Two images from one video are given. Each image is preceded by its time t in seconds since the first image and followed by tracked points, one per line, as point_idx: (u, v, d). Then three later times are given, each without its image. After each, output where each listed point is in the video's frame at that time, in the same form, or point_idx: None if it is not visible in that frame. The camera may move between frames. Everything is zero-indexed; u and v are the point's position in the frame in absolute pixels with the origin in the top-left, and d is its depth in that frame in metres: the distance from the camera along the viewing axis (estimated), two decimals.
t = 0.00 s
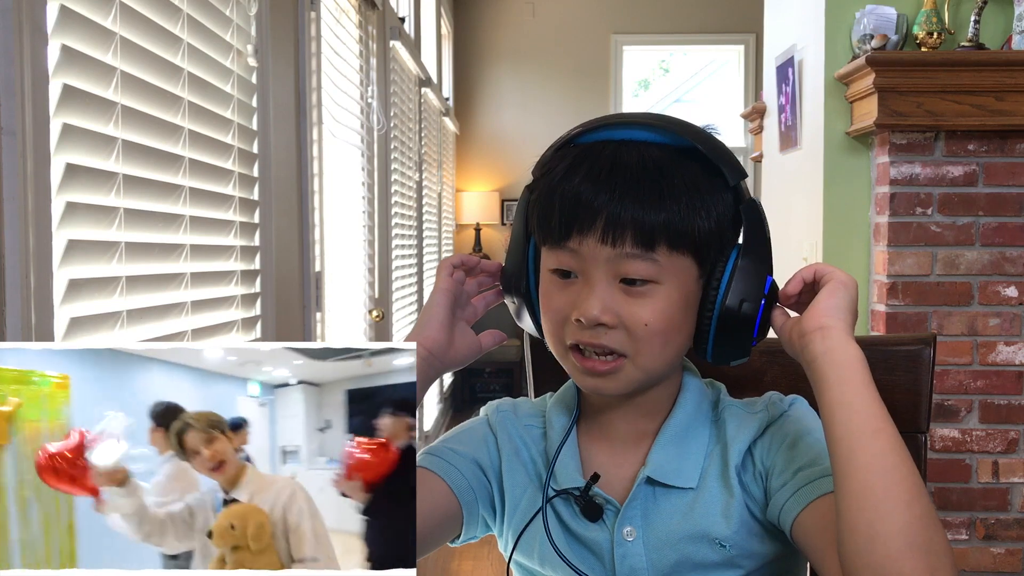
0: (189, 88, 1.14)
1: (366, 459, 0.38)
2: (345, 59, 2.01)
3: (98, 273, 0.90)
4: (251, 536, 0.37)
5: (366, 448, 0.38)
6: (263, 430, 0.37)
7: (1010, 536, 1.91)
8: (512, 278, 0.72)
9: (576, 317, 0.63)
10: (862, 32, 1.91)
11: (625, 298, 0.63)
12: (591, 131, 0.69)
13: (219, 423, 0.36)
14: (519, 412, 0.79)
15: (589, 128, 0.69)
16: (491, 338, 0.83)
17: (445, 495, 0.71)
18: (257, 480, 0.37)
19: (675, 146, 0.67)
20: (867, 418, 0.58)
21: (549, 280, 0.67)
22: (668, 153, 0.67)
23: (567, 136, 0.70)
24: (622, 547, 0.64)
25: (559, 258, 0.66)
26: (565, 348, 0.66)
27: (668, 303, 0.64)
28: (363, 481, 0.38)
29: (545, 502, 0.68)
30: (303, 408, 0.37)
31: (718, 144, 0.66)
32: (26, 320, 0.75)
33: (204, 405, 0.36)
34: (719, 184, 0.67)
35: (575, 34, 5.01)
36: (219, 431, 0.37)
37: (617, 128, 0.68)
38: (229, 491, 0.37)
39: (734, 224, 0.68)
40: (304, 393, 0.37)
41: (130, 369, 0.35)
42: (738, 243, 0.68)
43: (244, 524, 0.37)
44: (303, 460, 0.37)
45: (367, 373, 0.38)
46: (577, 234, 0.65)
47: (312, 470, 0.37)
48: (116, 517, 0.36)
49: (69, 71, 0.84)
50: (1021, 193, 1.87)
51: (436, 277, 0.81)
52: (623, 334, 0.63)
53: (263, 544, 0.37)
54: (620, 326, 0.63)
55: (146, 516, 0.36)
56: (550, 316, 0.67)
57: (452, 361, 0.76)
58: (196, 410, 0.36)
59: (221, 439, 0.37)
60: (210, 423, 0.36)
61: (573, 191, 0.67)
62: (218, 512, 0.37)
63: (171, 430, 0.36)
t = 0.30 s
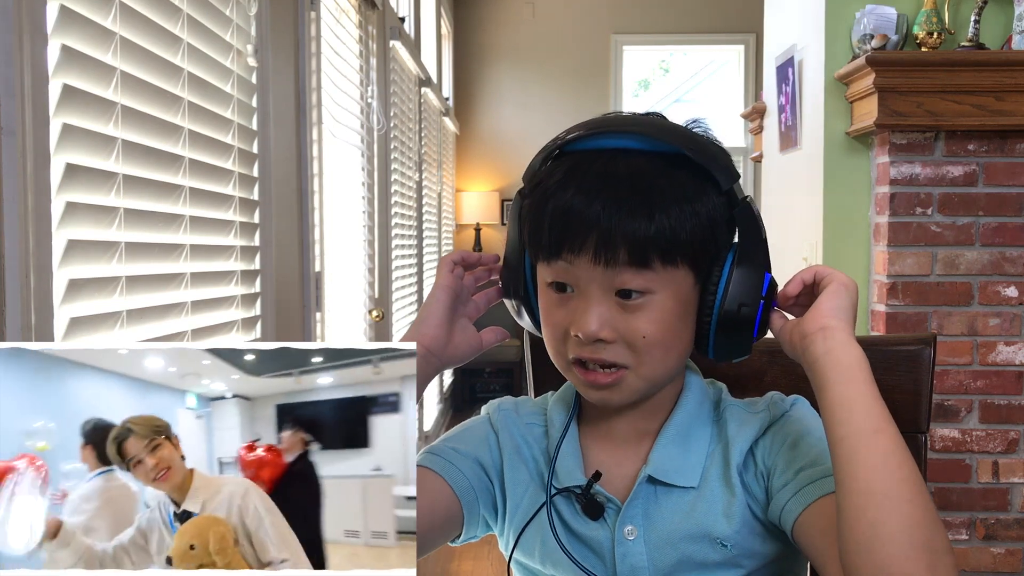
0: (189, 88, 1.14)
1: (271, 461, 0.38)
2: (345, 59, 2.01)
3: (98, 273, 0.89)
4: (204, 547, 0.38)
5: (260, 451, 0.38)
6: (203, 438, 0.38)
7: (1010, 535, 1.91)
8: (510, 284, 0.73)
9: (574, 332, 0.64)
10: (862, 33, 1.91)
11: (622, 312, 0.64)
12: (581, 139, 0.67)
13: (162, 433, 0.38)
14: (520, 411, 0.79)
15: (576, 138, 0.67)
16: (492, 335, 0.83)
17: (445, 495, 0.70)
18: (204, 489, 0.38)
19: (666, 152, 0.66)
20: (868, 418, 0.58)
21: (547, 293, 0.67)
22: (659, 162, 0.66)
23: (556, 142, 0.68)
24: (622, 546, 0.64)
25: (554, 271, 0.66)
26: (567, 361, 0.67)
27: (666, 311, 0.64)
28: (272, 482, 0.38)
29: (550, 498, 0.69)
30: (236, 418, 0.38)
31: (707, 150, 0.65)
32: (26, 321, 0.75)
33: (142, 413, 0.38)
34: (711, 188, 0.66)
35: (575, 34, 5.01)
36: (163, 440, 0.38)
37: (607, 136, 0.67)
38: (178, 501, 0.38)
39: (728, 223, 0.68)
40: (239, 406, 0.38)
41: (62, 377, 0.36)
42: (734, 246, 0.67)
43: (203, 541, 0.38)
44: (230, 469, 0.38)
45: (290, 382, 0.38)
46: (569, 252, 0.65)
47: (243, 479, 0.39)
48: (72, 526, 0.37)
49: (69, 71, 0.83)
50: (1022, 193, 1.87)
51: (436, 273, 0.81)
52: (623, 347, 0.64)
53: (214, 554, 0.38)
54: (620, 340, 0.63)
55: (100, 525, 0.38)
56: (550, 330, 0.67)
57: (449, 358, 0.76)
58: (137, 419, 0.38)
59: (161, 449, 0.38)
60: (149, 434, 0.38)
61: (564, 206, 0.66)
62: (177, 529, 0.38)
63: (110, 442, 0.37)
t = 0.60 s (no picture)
0: (189, 88, 1.14)
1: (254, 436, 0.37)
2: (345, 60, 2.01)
3: (99, 273, 0.90)
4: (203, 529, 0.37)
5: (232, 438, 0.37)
6: (207, 409, 0.37)
7: (1010, 535, 1.91)
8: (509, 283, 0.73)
9: (574, 330, 0.64)
10: (862, 32, 1.91)
11: (622, 310, 0.64)
12: (581, 138, 0.67)
13: (167, 404, 0.37)
14: (519, 412, 0.79)
15: (575, 139, 0.67)
16: (489, 333, 0.83)
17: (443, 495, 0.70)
18: (204, 468, 0.37)
19: (665, 152, 0.66)
20: (864, 418, 0.59)
21: (545, 291, 0.67)
22: (659, 161, 0.66)
23: (556, 141, 0.68)
24: (620, 547, 0.64)
25: (554, 270, 0.66)
26: (566, 358, 0.66)
27: (665, 310, 0.64)
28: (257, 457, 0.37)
29: (546, 499, 0.69)
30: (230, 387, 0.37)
31: (705, 150, 0.65)
32: (26, 320, 0.75)
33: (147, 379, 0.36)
34: (711, 188, 0.66)
35: (575, 34, 5.01)
36: (168, 412, 0.37)
37: (607, 135, 0.66)
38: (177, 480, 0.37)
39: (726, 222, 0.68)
40: (224, 390, 0.37)
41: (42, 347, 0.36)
42: (732, 244, 0.68)
43: (199, 527, 0.37)
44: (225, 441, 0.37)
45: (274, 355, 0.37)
46: (569, 252, 0.65)
47: (242, 456, 0.37)
48: (64, 504, 0.36)
49: (69, 71, 0.84)
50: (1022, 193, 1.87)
51: (433, 271, 0.81)
52: (622, 345, 0.64)
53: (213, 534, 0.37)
54: (620, 337, 0.64)
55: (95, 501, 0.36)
56: (549, 328, 0.67)
57: (447, 356, 0.76)
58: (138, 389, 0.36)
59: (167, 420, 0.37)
60: (152, 404, 0.36)
61: (564, 206, 0.66)
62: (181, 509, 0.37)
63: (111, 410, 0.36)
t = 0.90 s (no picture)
0: (189, 88, 1.14)
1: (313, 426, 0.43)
2: (345, 59, 2.01)
3: (98, 273, 0.90)
4: (242, 509, 0.41)
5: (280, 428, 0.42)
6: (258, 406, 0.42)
7: (1010, 535, 1.91)
8: (513, 281, 0.72)
9: (580, 327, 0.64)
10: (862, 32, 1.91)
11: (628, 307, 0.63)
12: (591, 135, 0.67)
13: (218, 395, 0.42)
14: (521, 412, 0.79)
15: (585, 136, 0.67)
16: (490, 333, 0.83)
17: (445, 496, 0.70)
18: (245, 452, 0.42)
19: (675, 151, 0.67)
20: (864, 418, 0.59)
21: (550, 288, 0.67)
22: (669, 160, 0.66)
23: (565, 138, 0.68)
24: (622, 547, 0.64)
25: (559, 267, 0.66)
26: (570, 354, 0.66)
27: (671, 308, 0.64)
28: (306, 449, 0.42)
29: (548, 499, 0.69)
30: (291, 381, 0.42)
31: (714, 149, 0.65)
32: (26, 321, 0.75)
33: (207, 372, 0.42)
34: (719, 187, 0.67)
35: (575, 34, 5.01)
36: (217, 403, 0.42)
37: (617, 133, 0.67)
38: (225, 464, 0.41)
39: (732, 222, 0.68)
40: (274, 382, 0.42)
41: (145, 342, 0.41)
42: (739, 244, 0.67)
43: (248, 508, 0.41)
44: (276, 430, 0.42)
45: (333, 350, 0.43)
46: (579, 248, 0.64)
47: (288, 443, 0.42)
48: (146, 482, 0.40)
49: (69, 71, 0.83)
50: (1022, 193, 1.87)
51: (435, 271, 0.81)
52: (628, 342, 0.64)
53: (250, 519, 0.41)
54: (626, 335, 0.63)
55: (150, 486, 0.40)
56: (554, 325, 0.67)
57: (450, 356, 0.76)
58: (200, 380, 0.42)
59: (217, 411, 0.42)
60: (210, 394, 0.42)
61: (574, 202, 0.66)
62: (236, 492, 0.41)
63: (170, 402, 0.41)
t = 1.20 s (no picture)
0: (189, 88, 1.14)
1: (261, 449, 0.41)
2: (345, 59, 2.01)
3: (99, 273, 0.90)
4: (201, 532, 0.40)
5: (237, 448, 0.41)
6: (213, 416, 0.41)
7: (1010, 535, 1.91)
8: (513, 280, 0.72)
9: (579, 325, 0.64)
10: (862, 32, 1.91)
11: (628, 306, 0.64)
12: (590, 134, 0.67)
13: (170, 416, 0.41)
14: (521, 412, 0.79)
15: (584, 135, 0.67)
16: (491, 332, 0.83)
17: (444, 496, 0.70)
18: (200, 474, 0.41)
19: (674, 150, 0.67)
20: (863, 419, 0.58)
21: (550, 288, 0.67)
22: (668, 159, 0.66)
23: (564, 137, 0.68)
24: (622, 548, 0.64)
25: (559, 266, 0.66)
26: (569, 354, 0.66)
27: (670, 308, 0.64)
28: (255, 468, 0.41)
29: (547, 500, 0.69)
30: (247, 401, 0.41)
31: (714, 148, 0.65)
32: (26, 321, 0.75)
33: (162, 394, 0.41)
34: (719, 187, 0.66)
35: (576, 34, 5.01)
36: (169, 425, 0.41)
37: (617, 132, 0.67)
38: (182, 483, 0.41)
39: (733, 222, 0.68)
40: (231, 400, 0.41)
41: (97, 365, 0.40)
42: (739, 244, 0.67)
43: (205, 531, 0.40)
44: (231, 448, 0.41)
45: (284, 364, 0.41)
46: (578, 247, 0.65)
47: (241, 465, 0.41)
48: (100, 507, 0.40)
49: (69, 71, 0.83)
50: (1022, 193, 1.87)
51: (435, 272, 0.81)
52: (627, 341, 0.64)
53: (211, 540, 0.40)
54: (625, 333, 0.64)
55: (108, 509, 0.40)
56: (554, 324, 0.67)
57: (450, 356, 0.76)
58: (155, 401, 0.41)
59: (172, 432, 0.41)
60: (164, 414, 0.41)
61: (573, 200, 0.66)
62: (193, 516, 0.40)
63: (124, 424, 0.41)
